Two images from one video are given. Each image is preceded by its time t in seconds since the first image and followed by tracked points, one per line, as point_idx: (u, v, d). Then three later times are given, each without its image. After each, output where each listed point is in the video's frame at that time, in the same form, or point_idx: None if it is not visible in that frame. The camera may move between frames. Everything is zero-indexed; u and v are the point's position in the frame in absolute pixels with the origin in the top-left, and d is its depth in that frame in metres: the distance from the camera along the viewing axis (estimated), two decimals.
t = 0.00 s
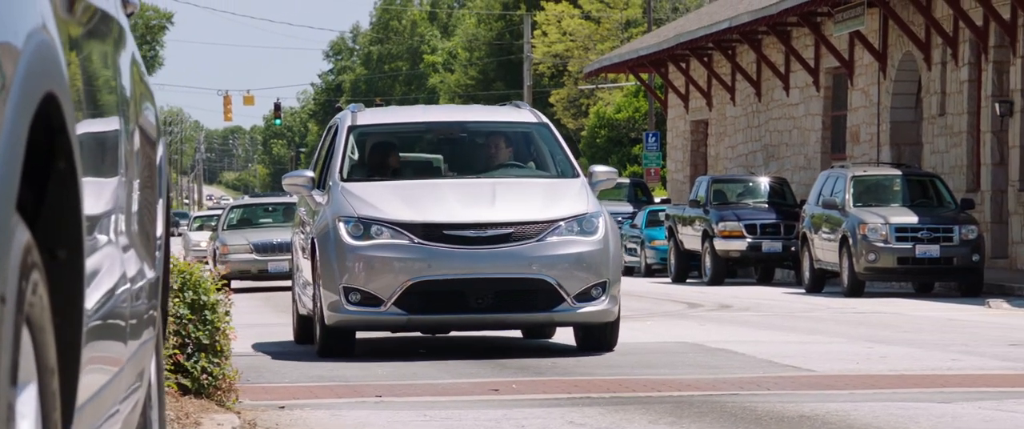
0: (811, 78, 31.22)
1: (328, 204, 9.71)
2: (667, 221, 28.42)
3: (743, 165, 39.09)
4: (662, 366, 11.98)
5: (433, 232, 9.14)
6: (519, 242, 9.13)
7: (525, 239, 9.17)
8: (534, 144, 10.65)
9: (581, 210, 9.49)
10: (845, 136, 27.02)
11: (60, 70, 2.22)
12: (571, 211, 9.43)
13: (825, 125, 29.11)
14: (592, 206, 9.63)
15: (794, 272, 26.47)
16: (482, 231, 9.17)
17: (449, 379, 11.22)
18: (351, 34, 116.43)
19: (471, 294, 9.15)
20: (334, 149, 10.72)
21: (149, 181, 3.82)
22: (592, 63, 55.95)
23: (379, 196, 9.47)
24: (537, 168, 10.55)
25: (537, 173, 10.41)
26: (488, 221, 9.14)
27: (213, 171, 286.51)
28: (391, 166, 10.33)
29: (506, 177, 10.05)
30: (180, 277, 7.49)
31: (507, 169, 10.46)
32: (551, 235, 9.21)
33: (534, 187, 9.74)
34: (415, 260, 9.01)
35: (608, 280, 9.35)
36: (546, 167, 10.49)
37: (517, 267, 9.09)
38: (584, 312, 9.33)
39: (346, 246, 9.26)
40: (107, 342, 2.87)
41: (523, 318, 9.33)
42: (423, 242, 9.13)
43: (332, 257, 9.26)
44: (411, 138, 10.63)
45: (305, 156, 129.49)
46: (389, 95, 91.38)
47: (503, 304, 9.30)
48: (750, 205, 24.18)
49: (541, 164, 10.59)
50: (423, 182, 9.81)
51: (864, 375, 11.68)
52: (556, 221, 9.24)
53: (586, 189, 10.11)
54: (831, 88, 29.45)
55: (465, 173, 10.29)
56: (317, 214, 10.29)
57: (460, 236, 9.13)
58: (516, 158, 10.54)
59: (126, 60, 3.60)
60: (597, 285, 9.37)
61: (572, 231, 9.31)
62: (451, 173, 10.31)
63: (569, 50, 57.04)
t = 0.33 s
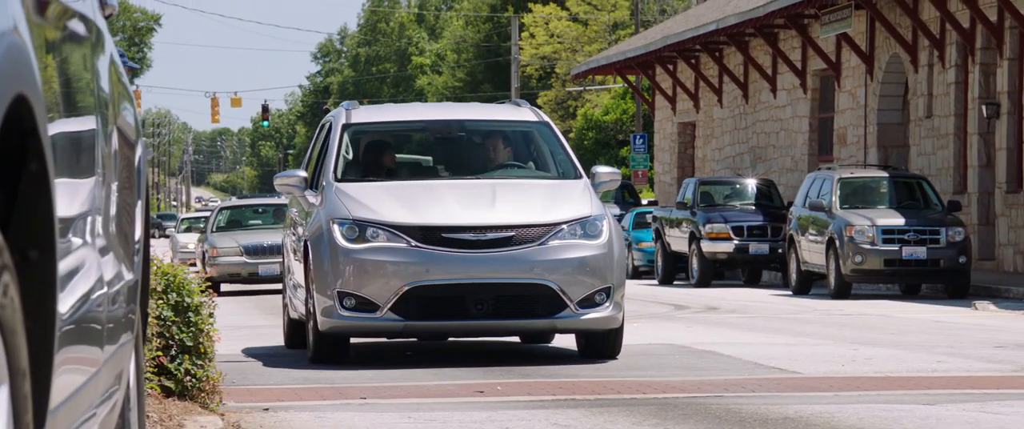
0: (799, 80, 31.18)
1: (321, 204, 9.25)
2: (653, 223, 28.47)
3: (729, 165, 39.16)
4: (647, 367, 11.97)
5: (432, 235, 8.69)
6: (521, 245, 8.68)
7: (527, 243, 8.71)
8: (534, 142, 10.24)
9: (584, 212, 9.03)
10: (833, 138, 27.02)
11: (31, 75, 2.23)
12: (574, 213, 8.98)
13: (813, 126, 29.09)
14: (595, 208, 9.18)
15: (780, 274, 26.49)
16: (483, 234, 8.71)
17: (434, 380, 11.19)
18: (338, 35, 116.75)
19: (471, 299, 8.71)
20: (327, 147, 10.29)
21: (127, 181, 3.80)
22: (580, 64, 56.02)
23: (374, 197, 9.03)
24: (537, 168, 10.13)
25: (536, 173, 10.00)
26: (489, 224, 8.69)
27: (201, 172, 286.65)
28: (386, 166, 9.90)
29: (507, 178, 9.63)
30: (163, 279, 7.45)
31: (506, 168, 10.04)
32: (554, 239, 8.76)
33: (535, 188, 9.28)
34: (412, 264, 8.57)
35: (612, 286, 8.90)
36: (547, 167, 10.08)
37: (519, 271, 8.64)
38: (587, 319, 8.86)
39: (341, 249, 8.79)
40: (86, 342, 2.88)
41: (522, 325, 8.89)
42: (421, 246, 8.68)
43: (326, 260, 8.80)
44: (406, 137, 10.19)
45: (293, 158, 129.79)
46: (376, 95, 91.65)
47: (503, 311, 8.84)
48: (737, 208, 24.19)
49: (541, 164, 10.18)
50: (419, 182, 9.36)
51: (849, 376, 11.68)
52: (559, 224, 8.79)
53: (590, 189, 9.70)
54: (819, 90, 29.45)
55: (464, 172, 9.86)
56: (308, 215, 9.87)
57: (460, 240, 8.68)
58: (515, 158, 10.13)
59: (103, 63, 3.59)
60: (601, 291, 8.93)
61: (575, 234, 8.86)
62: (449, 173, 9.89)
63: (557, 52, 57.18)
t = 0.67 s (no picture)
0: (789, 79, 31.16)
1: (318, 206, 9.11)
2: (643, 224, 28.47)
3: (718, 166, 39.16)
4: (635, 368, 11.96)
5: (429, 237, 8.54)
6: (522, 248, 8.54)
7: (527, 245, 8.56)
8: (535, 144, 10.17)
9: (586, 214, 8.88)
10: (823, 139, 27.01)
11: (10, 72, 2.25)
12: (576, 214, 8.85)
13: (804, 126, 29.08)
14: (598, 210, 9.04)
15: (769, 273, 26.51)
16: (481, 237, 8.56)
17: (423, 381, 11.17)
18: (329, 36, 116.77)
19: (470, 303, 8.56)
20: (323, 145, 10.18)
21: (111, 184, 3.82)
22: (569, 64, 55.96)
23: (370, 198, 8.91)
24: (537, 168, 10.04)
25: (536, 174, 9.93)
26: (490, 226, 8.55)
27: (192, 173, 286.53)
28: (383, 166, 9.80)
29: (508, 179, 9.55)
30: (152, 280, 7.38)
31: (507, 169, 9.97)
32: (554, 241, 8.61)
33: (536, 190, 9.16)
34: (409, 267, 8.42)
35: (615, 290, 8.75)
36: (548, 167, 10.01)
37: (519, 275, 8.50)
38: (590, 323, 8.70)
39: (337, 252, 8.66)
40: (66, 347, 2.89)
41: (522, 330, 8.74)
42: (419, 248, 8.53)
43: (321, 262, 8.67)
44: (403, 135, 10.10)
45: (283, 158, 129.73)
46: (366, 97, 91.63)
47: (503, 315, 8.68)
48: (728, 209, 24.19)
49: (541, 164, 10.11)
50: (417, 183, 9.24)
51: (838, 377, 11.70)
52: (561, 225, 8.65)
53: (591, 190, 9.63)
54: (809, 91, 29.44)
55: (462, 173, 9.78)
56: (303, 217, 9.75)
57: (458, 241, 8.54)
58: (517, 158, 10.06)
59: (86, 63, 3.59)
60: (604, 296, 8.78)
61: (577, 236, 8.72)
62: (445, 175, 9.81)
63: (547, 54, 57.21)
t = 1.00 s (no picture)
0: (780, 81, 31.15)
1: (311, 206, 9.11)
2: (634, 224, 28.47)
3: (709, 166, 39.16)
4: (624, 368, 11.96)
5: (423, 239, 8.53)
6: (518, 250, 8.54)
7: (523, 248, 8.56)
8: (530, 144, 10.18)
9: (583, 216, 8.89)
10: (812, 139, 27.00)
11: None
12: (572, 215, 8.86)
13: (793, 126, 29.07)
14: (595, 211, 9.05)
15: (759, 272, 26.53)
16: (476, 239, 8.56)
17: (412, 381, 11.18)
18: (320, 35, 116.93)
19: (464, 306, 8.56)
20: (315, 145, 10.18)
21: (95, 185, 3.79)
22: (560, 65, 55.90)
23: (363, 199, 8.90)
24: (531, 168, 10.05)
25: (531, 174, 9.94)
26: (485, 228, 8.55)
27: (182, 173, 286.56)
28: (376, 166, 9.79)
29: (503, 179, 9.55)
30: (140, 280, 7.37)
31: (504, 168, 9.97)
32: (550, 244, 8.62)
33: (531, 191, 9.17)
34: (402, 269, 8.41)
35: (612, 292, 8.76)
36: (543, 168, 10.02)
37: (515, 278, 8.50)
38: (586, 326, 8.71)
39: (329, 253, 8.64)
40: (51, 349, 2.89)
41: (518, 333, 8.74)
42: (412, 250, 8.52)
43: (314, 264, 8.65)
44: (397, 135, 10.09)
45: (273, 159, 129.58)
46: (355, 96, 91.69)
47: (497, 318, 8.67)
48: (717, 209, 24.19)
49: (536, 163, 10.12)
50: (410, 184, 9.24)
51: (827, 377, 11.71)
52: (557, 227, 8.66)
53: (587, 190, 9.63)
54: (798, 92, 29.44)
55: (457, 173, 9.79)
56: (296, 217, 9.73)
57: (452, 243, 8.53)
58: (511, 158, 10.06)
59: (72, 66, 3.58)
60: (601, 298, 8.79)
61: (573, 239, 8.72)
62: (439, 174, 9.82)
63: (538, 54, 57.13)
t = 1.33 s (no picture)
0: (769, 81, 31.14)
1: (300, 205, 9.09)
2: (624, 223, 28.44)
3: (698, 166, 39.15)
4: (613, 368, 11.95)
5: (412, 237, 8.53)
6: (508, 249, 8.54)
7: (512, 245, 8.57)
8: (520, 143, 10.17)
9: (573, 214, 8.89)
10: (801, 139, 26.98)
11: None
12: (563, 214, 8.86)
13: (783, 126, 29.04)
14: (586, 210, 9.05)
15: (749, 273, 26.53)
16: (466, 237, 8.56)
17: (400, 380, 11.17)
18: (311, 36, 116.83)
19: (455, 305, 8.56)
20: (303, 144, 10.17)
21: (83, 184, 3.80)
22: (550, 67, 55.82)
23: (352, 198, 8.90)
24: (520, 167, 10.04)
25: (521, 173, 9.94)
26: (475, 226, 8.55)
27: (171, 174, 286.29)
28: (363, 166, 9.78)
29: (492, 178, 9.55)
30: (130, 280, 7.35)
31: (494, 168, 9.97)
32: (539, 242, 8.62)
33: (521, 188, 9.17)
34: (392, 268, 8.41)
35: (602, 291, 8.76)
36: (534, 167, 10.02)
37: (505, 276, 8.50)
38: (576, 325, 8.71)
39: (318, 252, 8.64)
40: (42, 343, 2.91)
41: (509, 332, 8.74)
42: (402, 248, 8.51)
43: (302, 263, 8.64)
44: (386, 134, 10.09)
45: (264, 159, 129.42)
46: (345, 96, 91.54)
47: (488, 315, 8.67)
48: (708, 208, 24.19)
49: (526, 163, 10.12)
50: (399, 182, 9.24)
51: (816, 377, 11.71)
52: (547, 225, 8.66)
53: (577, 189, 9.63)
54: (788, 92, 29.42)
55: (446, 172, 9.78)
56: (285, 217, 9.72)
57: (442, 242, 8.53)
58: (500, 156, 10.06)
59: (60, 69, 3.60)
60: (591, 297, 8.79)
61: (563, 237, 8.72)
62: (428, 173, 9.80)
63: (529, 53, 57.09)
